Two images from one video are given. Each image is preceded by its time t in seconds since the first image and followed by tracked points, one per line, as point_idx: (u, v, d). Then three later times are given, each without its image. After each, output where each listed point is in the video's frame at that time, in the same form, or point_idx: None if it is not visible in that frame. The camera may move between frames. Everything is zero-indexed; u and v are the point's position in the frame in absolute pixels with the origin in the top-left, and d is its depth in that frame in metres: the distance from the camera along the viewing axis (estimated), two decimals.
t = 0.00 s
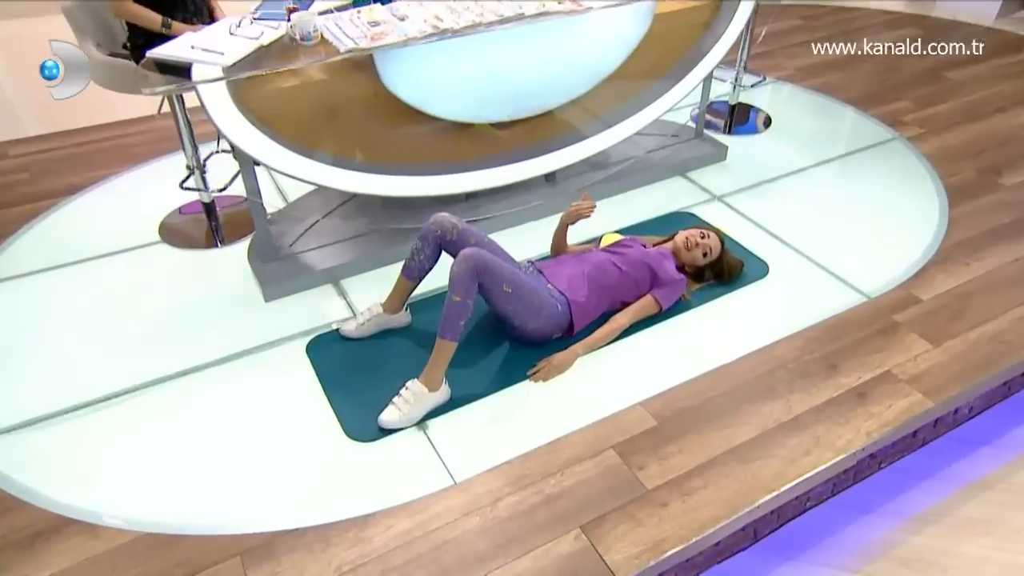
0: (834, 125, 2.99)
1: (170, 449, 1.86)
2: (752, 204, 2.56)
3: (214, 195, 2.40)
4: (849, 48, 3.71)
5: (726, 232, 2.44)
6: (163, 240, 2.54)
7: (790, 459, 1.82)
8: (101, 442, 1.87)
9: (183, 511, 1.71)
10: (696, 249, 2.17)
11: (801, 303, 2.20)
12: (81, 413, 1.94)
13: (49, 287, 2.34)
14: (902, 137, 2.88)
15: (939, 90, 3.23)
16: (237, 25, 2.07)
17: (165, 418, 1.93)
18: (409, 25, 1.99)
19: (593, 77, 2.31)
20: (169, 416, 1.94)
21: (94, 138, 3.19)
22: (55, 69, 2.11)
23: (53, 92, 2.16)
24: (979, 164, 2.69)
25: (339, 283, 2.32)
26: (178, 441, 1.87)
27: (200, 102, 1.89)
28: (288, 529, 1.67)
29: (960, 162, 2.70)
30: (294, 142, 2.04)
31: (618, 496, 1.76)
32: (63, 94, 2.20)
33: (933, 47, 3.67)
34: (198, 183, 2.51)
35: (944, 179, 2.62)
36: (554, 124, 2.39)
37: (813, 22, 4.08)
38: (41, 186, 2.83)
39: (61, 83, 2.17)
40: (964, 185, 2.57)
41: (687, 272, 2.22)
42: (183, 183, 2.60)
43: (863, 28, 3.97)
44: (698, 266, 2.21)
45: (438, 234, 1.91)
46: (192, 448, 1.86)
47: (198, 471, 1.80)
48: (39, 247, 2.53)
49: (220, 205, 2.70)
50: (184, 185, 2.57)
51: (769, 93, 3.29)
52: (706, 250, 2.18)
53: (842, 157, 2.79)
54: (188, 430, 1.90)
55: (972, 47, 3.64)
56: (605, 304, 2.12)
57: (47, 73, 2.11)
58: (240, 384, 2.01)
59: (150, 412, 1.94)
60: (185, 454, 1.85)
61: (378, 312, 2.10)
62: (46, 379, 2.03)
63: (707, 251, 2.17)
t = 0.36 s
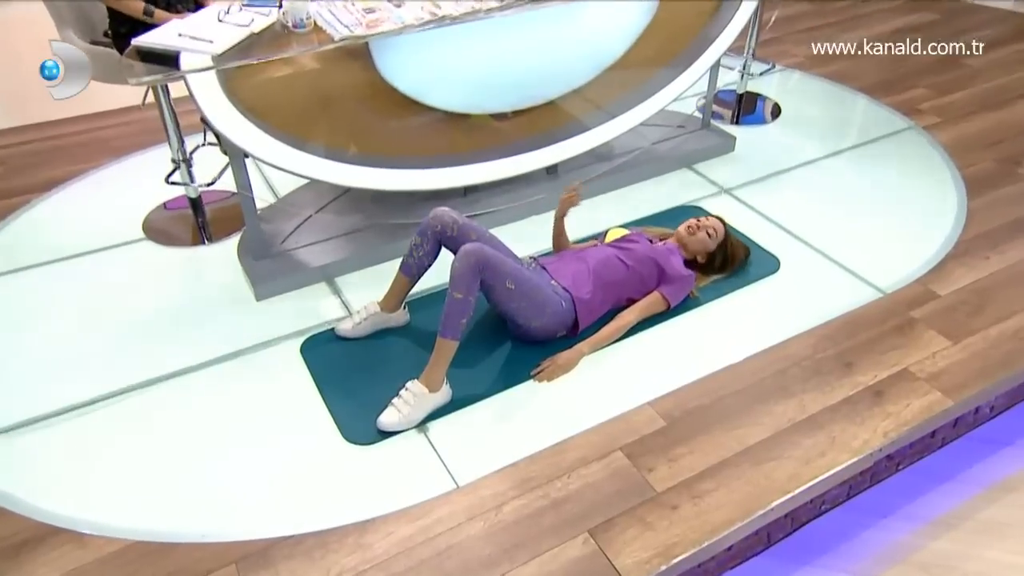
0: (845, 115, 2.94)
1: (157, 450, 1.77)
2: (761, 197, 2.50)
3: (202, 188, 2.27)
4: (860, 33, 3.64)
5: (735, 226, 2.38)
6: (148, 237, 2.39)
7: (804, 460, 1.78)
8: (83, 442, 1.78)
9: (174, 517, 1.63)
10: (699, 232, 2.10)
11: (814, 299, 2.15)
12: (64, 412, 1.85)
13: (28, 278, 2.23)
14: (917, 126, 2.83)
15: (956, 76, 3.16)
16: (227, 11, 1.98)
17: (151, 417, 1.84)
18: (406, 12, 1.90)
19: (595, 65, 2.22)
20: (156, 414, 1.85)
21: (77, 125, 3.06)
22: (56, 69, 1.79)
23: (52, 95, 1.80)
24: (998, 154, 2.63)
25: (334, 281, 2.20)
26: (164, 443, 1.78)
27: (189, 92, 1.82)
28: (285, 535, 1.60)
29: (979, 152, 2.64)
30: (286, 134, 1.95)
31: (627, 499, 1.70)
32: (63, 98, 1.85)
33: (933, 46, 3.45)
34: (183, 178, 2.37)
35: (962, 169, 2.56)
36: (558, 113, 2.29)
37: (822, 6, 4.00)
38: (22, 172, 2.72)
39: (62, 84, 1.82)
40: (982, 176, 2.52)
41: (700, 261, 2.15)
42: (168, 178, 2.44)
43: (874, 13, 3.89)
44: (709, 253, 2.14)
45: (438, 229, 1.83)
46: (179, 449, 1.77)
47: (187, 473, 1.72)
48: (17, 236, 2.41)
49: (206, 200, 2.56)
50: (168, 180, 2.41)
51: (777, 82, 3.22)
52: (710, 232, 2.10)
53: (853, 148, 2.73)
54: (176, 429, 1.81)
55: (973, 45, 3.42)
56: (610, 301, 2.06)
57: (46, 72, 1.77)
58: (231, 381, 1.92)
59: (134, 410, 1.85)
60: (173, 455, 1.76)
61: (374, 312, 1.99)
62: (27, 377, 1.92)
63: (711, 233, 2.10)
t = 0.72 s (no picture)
0: (866, 106, 2.86)
1: (144, 454, 1.69)
2: (777, 192, 2.43)
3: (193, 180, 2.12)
4: (881, 19, 3.54)
5: (748, 223, 2.31)
6: (137, 232, 2.29)
7: (822, 466, 1.72)
8: (68, 446, 1.70)
9: (164, 525, 1.55)
10: (700, 219, 2.06)
11: (832, 298, 2.08)
12: (48, 413, 1.77)
13: (11, 271, 2.14)
14: (941, 116, 2.75)
15: (982, 64, 3.08)
16: None
17: (139, 418, 1.76)
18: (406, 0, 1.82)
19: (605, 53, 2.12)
20: (143, 415, 1.77)
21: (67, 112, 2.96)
22: (55, 70, 2.07)
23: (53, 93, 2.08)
24: None
25: (330, 280, 2.07)
26: (152, 446, 1.70)
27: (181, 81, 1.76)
28: (283, 544, 1.53)
29: (1006, 144, 2.57)
30: (281, 125, 1.86)
31: (638, 506, 1.65)
32: (64, 97, 2.12)
33: (927, 50, 3.24)
34: (171, 172, 2.24)
35: (988, 162, 2.49)
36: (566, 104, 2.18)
37: None
38: (11, 159, 2.63)
39: (62, 84, 2.09)
40: (1009, 169, 2.45)
41: (710, 250, 2.10)
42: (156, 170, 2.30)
43: None
44: (715, 240, 2.10)
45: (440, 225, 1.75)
46: (168, 452, 1.69)
47: (176, 477, 1.64)
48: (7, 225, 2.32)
49: (196, 194, 2.43)
50: (157, 173, 2.28)
51: (793, 71, 3.13)
52: (710, 218, 2.08)
53: (875, 140, 2.66)
54: (166, 431, 1.73)
55: (968, 48, 3.22)
56: (619, 299, 1.98)
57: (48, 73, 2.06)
58: (223, 380, 1.84)
59: (121, 411, 1.77)
60: (159, 459, 1.67)
61: (374, 311, 1.88)
62: (14, 374, 1.85)
63: (711, 217, 2.07)
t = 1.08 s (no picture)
0: (887, 96, 2.77)
1: (126, 462, 1.60)
2: (792, 188, 2.35)
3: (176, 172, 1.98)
4: (900, 6, 3.44)
5: (761, 220, 2.23)
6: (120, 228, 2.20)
7: (840, 476, 1.64)
8: (51, 450, 1.62)
9: (149, 536, 1.47)
10: (713, 217, 1.97)
11: (851, 299, 2.01)
12: (48, 412, 1.69)
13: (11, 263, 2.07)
14: (967, 108, 2.67)
15: (1006, 54, 2.99)
16: None
17: (121, 423, 1.67)
18: None
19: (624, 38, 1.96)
20: (126, 419, 1.68)
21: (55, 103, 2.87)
22: (57, 69, 1.77)
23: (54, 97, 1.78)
24: None
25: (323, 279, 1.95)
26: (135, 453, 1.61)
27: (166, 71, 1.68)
28: (274, 557, 1.45)
29: None
30: (269, 116, 1.80)
31: (647, 517, 1.57)
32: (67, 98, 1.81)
33: (931, 47, 3.09)
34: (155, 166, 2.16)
35: (1014, 157, 2.41)
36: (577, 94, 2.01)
37: None
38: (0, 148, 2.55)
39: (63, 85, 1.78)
40: None
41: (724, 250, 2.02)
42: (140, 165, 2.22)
43: None
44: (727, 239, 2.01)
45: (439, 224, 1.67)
46: (152, 459, 1.60)
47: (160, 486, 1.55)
48: None
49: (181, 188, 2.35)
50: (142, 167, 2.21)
51: (809, 61, 3.03)
52: (724, 216, 1.98)
53: (896, 132, 2.57)
54: (150, 435, 1.65)
55: (973, 45, 3.07)
56: (627, 300, 1.90)
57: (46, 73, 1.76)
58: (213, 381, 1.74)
59: (102, 416, 1.68)
60: (138, 469, 1.58)
61: (369, 312, 1.79)
62: None
63: (725, 215, 1.98)
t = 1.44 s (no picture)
0: (901, 88, 2.68)
1: (107, 472, 1.51)
2: (802, 185, 2.25)
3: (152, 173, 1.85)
4: None
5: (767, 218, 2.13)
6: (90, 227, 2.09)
7: (851, 489, 1.56)
8: (20, 459, 1.53)
9: (124, 553, 1.39)
10: (719, 217, 1.88)
11: (863, 302, 1.92)
12: (48, 413, 1.62)
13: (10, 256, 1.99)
14: (985, 100, 2.58)
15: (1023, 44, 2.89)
16: None
17: (94, 433, 1.58)
18: None
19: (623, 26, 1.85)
20: (99, 429, 1.59)
21: (38, 97, 2.78)
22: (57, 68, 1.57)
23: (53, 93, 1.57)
24: None
25: (308, 282, 1.86)
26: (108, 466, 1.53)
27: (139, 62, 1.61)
28: None
29: None
30: (249, 110, 1.73)
31: (648, 533, 1.48)
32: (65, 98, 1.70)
33: (931, 47, 2.92)
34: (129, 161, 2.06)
35: None
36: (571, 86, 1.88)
37: None
38: None
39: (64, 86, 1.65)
40: None
41: (728, 251, 1.92)
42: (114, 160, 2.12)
43: None
44: (733, 240, 1.92)
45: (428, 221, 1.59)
46: (126, 471, 1.52)
47: (134, 499, 1.47)
48: None
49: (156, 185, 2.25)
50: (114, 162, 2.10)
51: (821, 50, 2.93)
52: (730, 215, 1.89)
53: (911, 126, 2.48)
54: (125, 446, 1.56)
55: (974, 45, 2.89)
56: (626, 302, 1.82)
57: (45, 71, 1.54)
58: (190, 390, 1.66)
59: (73, 427, 1.59)
60: (113, 481, 1.50)
61: (356, 316, 1.70)
62: None
63: (731, 215, 1.88)
